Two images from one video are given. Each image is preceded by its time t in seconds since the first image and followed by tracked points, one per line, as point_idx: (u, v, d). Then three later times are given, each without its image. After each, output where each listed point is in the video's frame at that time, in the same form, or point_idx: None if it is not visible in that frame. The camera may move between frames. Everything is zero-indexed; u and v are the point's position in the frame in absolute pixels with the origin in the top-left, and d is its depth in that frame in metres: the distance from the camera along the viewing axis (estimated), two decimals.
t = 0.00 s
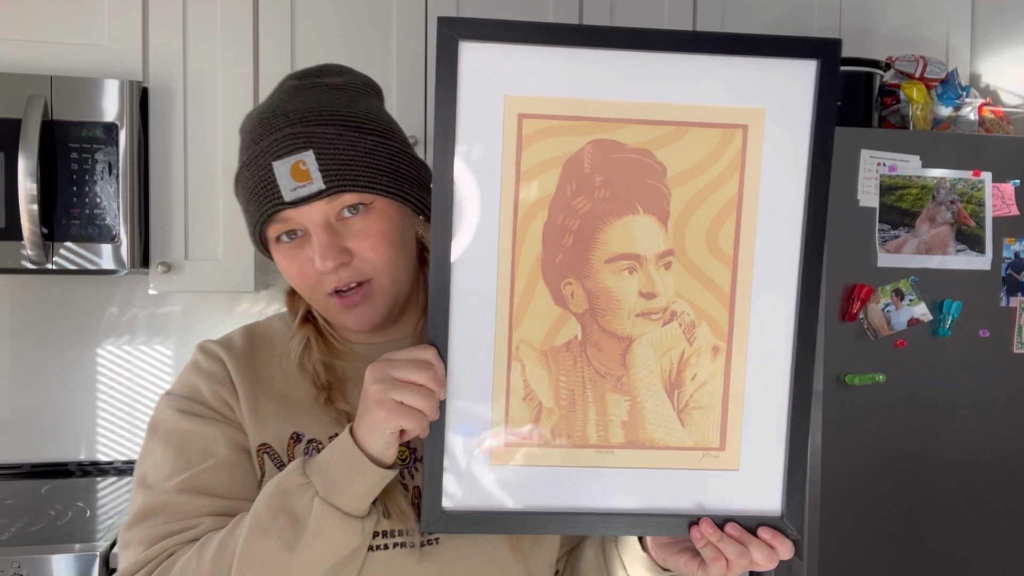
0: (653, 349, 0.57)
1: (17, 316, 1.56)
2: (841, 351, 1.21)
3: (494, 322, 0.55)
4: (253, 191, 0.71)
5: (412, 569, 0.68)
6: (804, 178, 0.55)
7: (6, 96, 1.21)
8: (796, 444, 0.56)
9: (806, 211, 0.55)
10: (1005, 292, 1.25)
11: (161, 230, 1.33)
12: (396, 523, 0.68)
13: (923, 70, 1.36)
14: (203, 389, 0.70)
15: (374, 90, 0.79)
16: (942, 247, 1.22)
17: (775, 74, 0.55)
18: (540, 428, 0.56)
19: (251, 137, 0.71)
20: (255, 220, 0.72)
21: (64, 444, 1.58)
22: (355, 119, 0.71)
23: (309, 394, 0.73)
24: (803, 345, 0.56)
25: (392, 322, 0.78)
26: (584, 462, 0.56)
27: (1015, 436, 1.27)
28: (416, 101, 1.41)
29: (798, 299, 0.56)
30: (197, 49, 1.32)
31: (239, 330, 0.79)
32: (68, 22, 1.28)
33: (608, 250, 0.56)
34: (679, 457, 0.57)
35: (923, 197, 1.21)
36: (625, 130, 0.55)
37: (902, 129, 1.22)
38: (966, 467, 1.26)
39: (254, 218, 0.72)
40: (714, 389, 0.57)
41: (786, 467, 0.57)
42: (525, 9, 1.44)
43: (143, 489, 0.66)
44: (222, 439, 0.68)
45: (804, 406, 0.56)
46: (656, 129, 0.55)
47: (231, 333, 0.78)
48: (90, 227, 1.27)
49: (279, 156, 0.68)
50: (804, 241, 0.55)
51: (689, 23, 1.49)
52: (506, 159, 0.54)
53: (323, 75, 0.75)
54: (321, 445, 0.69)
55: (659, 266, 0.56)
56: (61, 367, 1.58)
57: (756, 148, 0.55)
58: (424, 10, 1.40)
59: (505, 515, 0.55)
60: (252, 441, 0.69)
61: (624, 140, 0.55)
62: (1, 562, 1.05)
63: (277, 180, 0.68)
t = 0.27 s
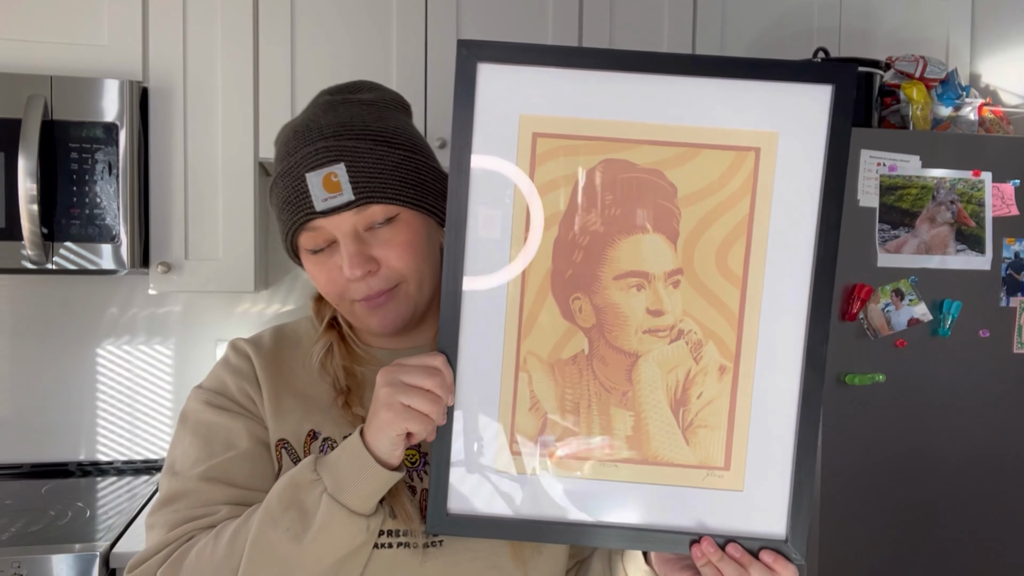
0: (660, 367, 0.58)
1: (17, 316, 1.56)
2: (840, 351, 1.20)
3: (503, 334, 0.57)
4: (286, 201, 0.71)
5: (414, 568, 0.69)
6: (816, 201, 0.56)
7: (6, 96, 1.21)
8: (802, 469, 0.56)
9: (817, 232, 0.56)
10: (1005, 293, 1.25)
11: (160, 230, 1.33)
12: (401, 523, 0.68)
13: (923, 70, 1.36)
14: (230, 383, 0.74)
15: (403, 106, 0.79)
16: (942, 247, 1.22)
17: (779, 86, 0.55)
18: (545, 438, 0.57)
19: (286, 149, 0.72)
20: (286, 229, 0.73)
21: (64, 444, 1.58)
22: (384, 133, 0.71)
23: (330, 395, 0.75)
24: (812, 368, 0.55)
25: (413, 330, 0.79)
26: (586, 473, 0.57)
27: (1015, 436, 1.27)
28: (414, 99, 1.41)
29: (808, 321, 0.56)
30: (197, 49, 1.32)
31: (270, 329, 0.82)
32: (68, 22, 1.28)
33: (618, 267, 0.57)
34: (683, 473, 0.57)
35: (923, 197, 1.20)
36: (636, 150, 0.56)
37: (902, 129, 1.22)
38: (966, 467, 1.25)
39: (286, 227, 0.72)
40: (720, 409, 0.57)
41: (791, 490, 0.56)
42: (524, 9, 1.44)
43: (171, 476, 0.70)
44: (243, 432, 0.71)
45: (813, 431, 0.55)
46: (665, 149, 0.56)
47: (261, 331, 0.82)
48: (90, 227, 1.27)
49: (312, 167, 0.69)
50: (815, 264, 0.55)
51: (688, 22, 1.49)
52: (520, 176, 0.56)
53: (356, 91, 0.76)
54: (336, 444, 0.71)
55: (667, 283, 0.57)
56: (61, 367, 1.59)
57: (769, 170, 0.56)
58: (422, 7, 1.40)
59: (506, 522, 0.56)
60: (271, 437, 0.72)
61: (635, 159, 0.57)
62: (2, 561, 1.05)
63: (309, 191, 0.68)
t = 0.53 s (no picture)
0: (661, 357, 0.58)
1: (17, 316, 1.56)
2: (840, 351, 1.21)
3: (505, 331, 0.57)
4: (298, 201, 0.71)
5: (422, 565, 0.69)
6: (808, 191, 0.56)
7: (6, 96, 1.21)
8: (807, 453, 0.55)
9: (811, 220, 0.55)
10: (1005, 293, 1.25)
11: (161, 230, 1.33)
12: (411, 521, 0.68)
13: (923, 70, 1.36)
14: (244, 381, 0.74)
15: (415, 108, 0.79)
16: (942, 247, 1.22)
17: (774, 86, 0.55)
18: (551, 433, 0.57)
19: (299, 150, 0.72)
20: (299, 229, 0.73)
21: (64, 444, 1.58)
22: (396, 135, 0.72)
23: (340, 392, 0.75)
24: (812, 353, 0.55)
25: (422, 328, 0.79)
26: (593, 466, 0.57)
27: (1015, 436, 1.27)
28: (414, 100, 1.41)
29: (806, 307, 0.56)
30: (197, 50, 1.32)
31: (284, 328, 0.83)
32: (68, 22, 1.28)
33: (616, 262, 0.57)
34: (688, 462, 0.57)
35: (923, 197, 1.20)
36: (630, 145, 0.56)
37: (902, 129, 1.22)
38: (966, 467, 1.25)
39: (299, 226, 0.73)
40: (722, 397, 0.57)
41: (796, 472, 0.56)
42: (524, 9, 1.44)
43: (185, 472, 0.70)
44: (256, 429, 0.71)
45: (814, 414, 0.55)
46: (660, 144, 0.56)
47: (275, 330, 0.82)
48: (90, 227, 1.27)
49: (324, 168, 0.69)
50: (809, 252, 0.55)
51: (688, 22, 1.49)
52: (516, 175, 0.56)
53: (370, 92, 0.76)
54: (346, 442, 0.71)
55: (666, 275, 0.57)
56: (61, 367, 1.59)
57: (761, 160, 0.56)
58: (423, 8, 1.40)
59: (516, 517, 0.56)
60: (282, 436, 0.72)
61: (630, 155, 0.56)
62: (2, 561, 1.05)
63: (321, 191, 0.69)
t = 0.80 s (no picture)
0: (664, 357, 0.58)
1: (17, 316, 1.56)
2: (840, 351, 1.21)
3: (509, 331, 0.57)
4: (303, 200, 0.71)
5: (426, 564, 0.70)
6: (809, 192, 0.56)
7: (6, 95, 1.21)
8: (808, 452, 0.55)
9: (812, 219, 0.55)
10: (1005, 293, 1.25)
11: (161, 230, 1.33)
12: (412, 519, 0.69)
13: (923, 70, 1.36)
14: (250, 380, 0.74)
15: (421, 108, 0.79)
16: (942, 247, 1.22)
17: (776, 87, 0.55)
18: (554, 433, 0.57)
19: (305, 149, 0.72)
20: (304, 227, 0.73)
21: (64, 444, 1.58)
22: (402, 135, 0.71)
23: (344, 391, 0.75)
24: (813, 352, 0.55)
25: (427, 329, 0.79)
26: (595, 465, 0.57)
27: (1015, 436, 1.27)
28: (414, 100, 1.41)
29: (807, 307, 0.56)
30: (197, 49, 1.32)
31: (289, 327, 0.83)
32: (67, 22, 1.28)
33: (619, 262, 0.57)
34: (690, 462, 0.57)
35: (923, 197, 1.20)
36: (632, 147, 0.56)
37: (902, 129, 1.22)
38: (966, 467, 1.25)
39: (304, 225, 0.72)
40: (724, 397, 0.57)
41: (799, 471, 0.56)
42: (524, 10, 1.44)
43: (191, 470, 0.70)
44: (260, 427, 0.71)
45: (816, 413, 0.55)
46: (662, 145, 0.56)
47: (281, 329, 0.82)
48: (90, 227, 1.27)
49: (330, 167, 0.69)
50: (811, 253, 0.55)
51: (688, 23, 1.49)
52: (520, 177, 0.57)
53: (376, 92, 0.76)
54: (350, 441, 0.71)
55: (668, 276, 0.57)
56: (61, 367, 1.58)
57: (762, 163, 0.56)
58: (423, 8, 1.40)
59: (519, 516, 0.56)
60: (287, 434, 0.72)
61: (633, 156, 0.57)
62: (2, 561, 1.05)
63: (326, 190, 0.68)
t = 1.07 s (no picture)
0: (664, 357, 0.58)
1: (17, 316, 1.56)
2: (840, 351, 1.21)
3: (510, 331, 0.57)
4: (307, 199, 0.71)
5: (429, 564, 0.69)
6: (806, 194, 0.56)
7: (6, 95, 1.21)
8: (807, 452, 0.55)
9: (811, 220, 0.55)
10: (1005, 293, 1.25)
11: (161, 230, 1.33)
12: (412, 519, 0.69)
13: (923, 70, 1.36)
14: (250, 380, 0.74)
15: (423, 109, 0.79)
16: (942, 247, 1.22)
17: (773, 91, 0.55)
18: (555, 431, 0.57)
19: (309, 149, 0.72)
20: (307, 227, 0.73)
21: (64, 445, 1.58)
22: (405, 135, 0.71)
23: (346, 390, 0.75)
24: (812, 353, 0.55)
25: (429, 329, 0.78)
26: (595, 464, 0.57)
27: (1015, 436, 1.27)
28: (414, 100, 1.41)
29: (805, 308, 0.56)
30: (197, 50, 1.32)
31: (291, 326, 0.82)
32: (68, 22, 1.28)
33: (619, 261, 0.57)
34: (690, 461, 0.57)
35: (923, 197, 1.20)
36: (632, 148, 0.56)
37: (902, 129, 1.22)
38: (966, 467, 1.25)
39: (308, 224, 0.72)
40: (723, 396, 0.57)
41: (799, 469, 0.56)
42: (523, 10, 1.44)
43: (190, 469, 0.70)
44: (263, 429, 0.71)
45: (815, 412, 0.55)
46: (662, 147, 0.56)
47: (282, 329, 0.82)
48: (90, 227, 1.27)
49: (335, 167, 0.69)
50: (810, 253, 0.55)
51: (688, 23, 1.50)
52: (522, 178, 0.57)
53: (379, 92, 0.76)
54: (351, 441, 0.71)
55: (668, 276, 0.57)
56: (61, 368, 1.58)
57: (760, 165, 0.56)
58: (423, 8, 1.40)
59: (519, 514, 0.56)
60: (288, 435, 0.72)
61: (633, 157, 0.57)
62: (2, 562, 1.05)
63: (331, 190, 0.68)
